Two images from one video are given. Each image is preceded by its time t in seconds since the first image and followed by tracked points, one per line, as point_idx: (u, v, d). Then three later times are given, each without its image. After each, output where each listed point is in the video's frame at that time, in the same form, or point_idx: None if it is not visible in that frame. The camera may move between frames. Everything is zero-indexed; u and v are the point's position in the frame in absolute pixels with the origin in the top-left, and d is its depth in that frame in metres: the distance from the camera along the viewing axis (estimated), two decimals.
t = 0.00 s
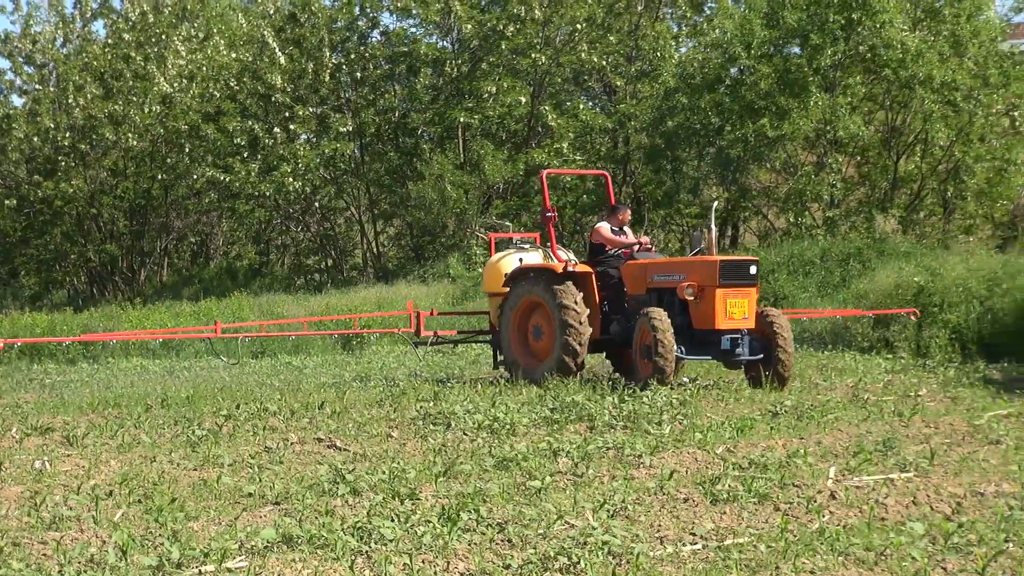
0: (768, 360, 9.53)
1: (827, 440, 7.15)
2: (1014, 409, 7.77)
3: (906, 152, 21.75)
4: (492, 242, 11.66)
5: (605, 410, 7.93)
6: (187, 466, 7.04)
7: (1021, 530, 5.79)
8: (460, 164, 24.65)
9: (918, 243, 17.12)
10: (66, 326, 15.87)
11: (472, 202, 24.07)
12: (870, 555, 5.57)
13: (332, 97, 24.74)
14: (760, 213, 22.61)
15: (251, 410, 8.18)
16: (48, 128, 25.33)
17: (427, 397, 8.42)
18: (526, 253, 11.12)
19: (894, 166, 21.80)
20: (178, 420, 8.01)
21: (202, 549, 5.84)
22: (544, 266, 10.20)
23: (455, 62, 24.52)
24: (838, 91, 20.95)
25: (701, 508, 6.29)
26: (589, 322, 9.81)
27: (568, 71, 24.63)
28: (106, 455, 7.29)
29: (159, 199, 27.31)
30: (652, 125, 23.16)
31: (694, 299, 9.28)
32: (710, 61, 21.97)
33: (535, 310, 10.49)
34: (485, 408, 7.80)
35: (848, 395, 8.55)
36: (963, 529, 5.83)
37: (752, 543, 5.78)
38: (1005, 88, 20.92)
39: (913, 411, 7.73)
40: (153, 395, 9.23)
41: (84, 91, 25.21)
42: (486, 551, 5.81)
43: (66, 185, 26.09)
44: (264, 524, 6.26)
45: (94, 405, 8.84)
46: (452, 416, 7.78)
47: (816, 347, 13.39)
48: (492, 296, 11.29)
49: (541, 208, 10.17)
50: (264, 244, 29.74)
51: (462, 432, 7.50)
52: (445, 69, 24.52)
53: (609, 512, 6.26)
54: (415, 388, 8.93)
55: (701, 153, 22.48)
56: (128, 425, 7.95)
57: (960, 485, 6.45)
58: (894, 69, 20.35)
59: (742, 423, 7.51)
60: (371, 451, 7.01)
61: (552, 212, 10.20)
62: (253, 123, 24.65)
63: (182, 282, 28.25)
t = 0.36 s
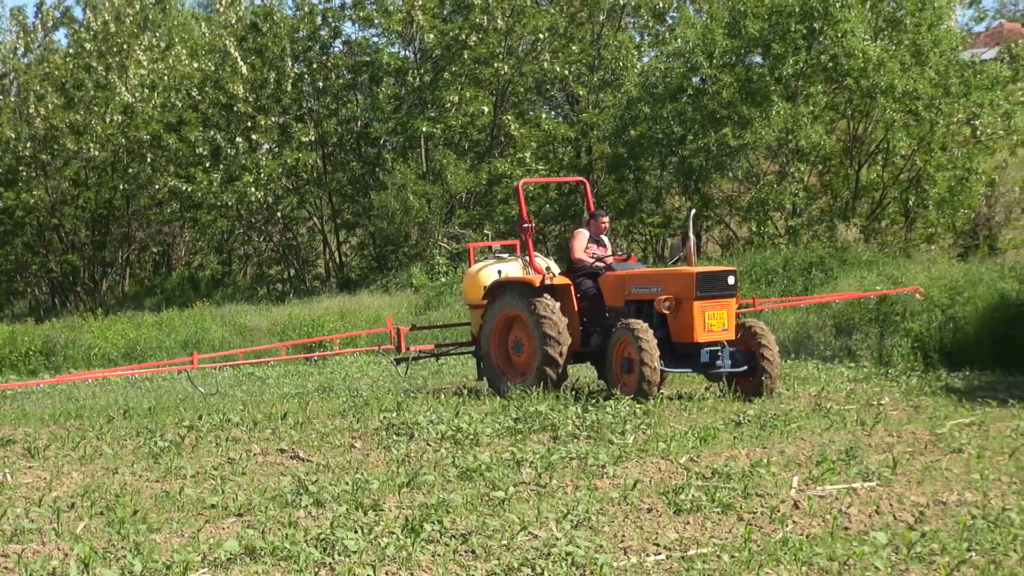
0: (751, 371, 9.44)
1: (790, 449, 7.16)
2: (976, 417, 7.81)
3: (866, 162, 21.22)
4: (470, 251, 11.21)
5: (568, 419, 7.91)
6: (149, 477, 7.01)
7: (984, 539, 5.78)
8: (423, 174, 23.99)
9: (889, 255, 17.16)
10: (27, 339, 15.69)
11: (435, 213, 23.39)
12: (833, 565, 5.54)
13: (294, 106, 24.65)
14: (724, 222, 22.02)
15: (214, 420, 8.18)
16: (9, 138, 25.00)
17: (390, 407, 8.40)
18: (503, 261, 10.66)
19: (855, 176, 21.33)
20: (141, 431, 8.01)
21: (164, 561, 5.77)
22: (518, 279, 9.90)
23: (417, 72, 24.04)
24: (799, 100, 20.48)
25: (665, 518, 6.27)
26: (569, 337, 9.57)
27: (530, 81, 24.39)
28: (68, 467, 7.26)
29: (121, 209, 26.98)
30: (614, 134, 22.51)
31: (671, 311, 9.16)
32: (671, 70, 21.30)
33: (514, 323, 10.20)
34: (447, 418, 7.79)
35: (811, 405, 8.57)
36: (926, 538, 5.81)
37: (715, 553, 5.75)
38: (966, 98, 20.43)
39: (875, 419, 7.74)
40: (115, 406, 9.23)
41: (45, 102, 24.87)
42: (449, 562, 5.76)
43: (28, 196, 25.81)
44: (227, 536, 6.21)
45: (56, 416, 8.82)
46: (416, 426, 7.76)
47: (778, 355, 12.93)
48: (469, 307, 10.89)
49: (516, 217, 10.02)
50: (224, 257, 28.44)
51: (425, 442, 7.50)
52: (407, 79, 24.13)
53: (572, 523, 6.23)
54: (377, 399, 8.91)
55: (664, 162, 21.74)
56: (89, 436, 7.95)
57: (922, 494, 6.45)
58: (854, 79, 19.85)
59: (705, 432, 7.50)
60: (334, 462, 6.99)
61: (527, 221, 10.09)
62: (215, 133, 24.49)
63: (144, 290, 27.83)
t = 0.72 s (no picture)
0: (765, 378, 9.42)
1: (772, 454, 7.17)
2: (958, 423, 7.84)
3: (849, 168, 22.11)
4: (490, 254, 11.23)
5: (550, 425, 7.93)
6: (131, 483, 7.00)
7: (965, 544, 5.78)
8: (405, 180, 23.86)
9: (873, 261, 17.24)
10: (9, 344, 15.68)
11: (416, 218, 23.25)
12: (815, 569, 5.55)
13: (276, 111, 24.33)
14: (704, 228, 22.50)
15: (197, 425, 8.19)
16: None
17: (373, 413, 8.40)
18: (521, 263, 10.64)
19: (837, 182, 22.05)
20: (122, 437, 8.02)
21: (147, 566, 5.75)
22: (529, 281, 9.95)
23: (399, 77, 23.93)
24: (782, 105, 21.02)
25: (647, 523, 6.27)
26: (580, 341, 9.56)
27: (512, 86, 24.41)
28: (50, 472, 7.26)
29: (103, 213, 26.78)
30: (597, 139, 22.44)
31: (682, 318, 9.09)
32: (653, 76, 21.36)
33: (527, 325, 10.24)
34: (430, 423, 7.81)
35: (795, 410, 8.61)
36: (908, 543, 5.81)
37: (697, 558, 5.75)
38: (947, 104, 21.36)
39: (857, 425, 7.78)
40: (99, 411, 9.25)
41: (27, 106, 25.18)
42: (432, 567, 5.74)
43: (10, 200, 25.81)
44: (210, 541, 6.18)
45: (38, 420, 8.85)
46: (399, 431, 7.77)
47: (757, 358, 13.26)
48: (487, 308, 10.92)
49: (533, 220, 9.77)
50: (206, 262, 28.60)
51: (408, 448, 7.51)
52: (389, 84, 23.95)
53: (555, 528, 6.22)
54: (359, 404, 8.92)
55: (645, 168, 21.89)
56: (72, 441, 7.96)
57: (905, 500, 6.43)
58: (836, 85, 20.53)
59: (687, 438, 7.53)
60: (317, 467, 6.97)
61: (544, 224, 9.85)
62: (196, 138, 24.07)
63: (127, 296, 27.54)
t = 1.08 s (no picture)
0: (785, 375, 9.41)
1: (758, 459, 7.17)
2: (943, 427, 7.85)
3: (836, 171, 22.25)
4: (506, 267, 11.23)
5: (537, 430, 7.92)
6: (117, 487, 6.98)
7: (952, 549, 5.76)
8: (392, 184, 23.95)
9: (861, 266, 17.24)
10: None
11: (404, 222, 23.30)
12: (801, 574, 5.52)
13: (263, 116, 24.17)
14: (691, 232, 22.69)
15: (182, 430, 8.18)
16: None
17: (359, 417, 8.40)
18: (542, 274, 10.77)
19: (823, 186, 22.00)
20: (107, 442, 8.00)
21: (132, 570, 5.72)
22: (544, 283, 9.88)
23: (386, 82, 23.88)
24: (767, 110, 20.95)
25: (633, 528, 6.24)
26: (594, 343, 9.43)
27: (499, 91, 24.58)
28: (36, 477, 7.24)
29: (89, 218, 26.82)
30: (583, 144, 22.42)
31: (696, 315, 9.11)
32: (640, 81, 21.35)
33: (543, 331, 10.14)
34: (415, 428, 7.80)
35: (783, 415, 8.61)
36: (895, 548, 5.80)
37: (683, 563, 5.73)
38: (933, 108, 21.30)
39: (843, 429, 7.78)
40: (83, 415, 9.23)
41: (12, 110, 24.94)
42: (418, 572, 5.71)
43: None
44: (196, 546, 6.14)
45: (21, 426, 8.83)
46: (384, 436, 7.77)
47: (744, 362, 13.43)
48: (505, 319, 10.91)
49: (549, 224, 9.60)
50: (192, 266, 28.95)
51: (395, 452, 7.48)
52: (376, 89, 23.89)
53: (541, 533, 6.19)
54: (346, 408, 8.92)
55: (632, 172, 21.80)
56: (57, 446, 7.94)
57: (891, 504, 6.42)
58: (823, 89, 20.39)
59: (672, 442, 7.53)
60: (302, 472, 6.93)
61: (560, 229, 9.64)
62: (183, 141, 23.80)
63: (111, 301, 27.54)
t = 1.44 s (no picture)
0: (809, 386, 9.29)
1: (747, 463, 7.17)
2: (934, 430, 7.85)
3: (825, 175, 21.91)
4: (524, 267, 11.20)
5: (526, 434, 7.93)
6: (108, 493, 6.97)
7: (941, 552, 5.77)
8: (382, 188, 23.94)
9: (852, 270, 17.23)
10: None
11: (393, 225, 23.31)
12: None
13: (252, 121, 24.05)
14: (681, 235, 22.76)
15: (173, 435, 8.21)
16: None
17: (349, 422, 8.41)
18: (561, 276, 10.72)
19: (813, 190, 21.81)
20: (98, 446, 8.02)
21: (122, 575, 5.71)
22: (565, 287, 9.83)
23: (376, 86, 23.83)
24: (757, 114, 20.81)
25: (624, 532, 6.23)
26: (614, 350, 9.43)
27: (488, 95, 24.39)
28: (26, 482, 7.24)
29: (79, 222, 26.89)
30: (572, 148, 22.53)
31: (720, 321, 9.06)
32: (629, 85, 21.35)
33: (562, 335, 10.10)
34: (406, 432, 7.82)
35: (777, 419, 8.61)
36: (884, 551, 5.81)
37: (673, 567, 5.72)
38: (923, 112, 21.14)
39: (833, 432, 7.81)
40: (73, 421, 9.23)
41: None
42: None
43: None
44: (186, 551, 6.12)
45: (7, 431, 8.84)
46: (375, 440, 7.77)
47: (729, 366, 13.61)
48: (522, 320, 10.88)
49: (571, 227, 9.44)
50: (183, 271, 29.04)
51: (385, 456, 7.47)
52: (365, 93, 23.91)
53: (531, 537, 6.18)
54: (337, 412, 8.93)
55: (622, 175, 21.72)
56: (48, 452, 7.94)
57: (880, 507, 6.42)
58: (812, 93, 20.28)
59: (663, 445, 7.54)
60: (292, 476, 6.91)
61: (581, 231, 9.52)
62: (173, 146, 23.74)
63: (103, 306, 27.15)
